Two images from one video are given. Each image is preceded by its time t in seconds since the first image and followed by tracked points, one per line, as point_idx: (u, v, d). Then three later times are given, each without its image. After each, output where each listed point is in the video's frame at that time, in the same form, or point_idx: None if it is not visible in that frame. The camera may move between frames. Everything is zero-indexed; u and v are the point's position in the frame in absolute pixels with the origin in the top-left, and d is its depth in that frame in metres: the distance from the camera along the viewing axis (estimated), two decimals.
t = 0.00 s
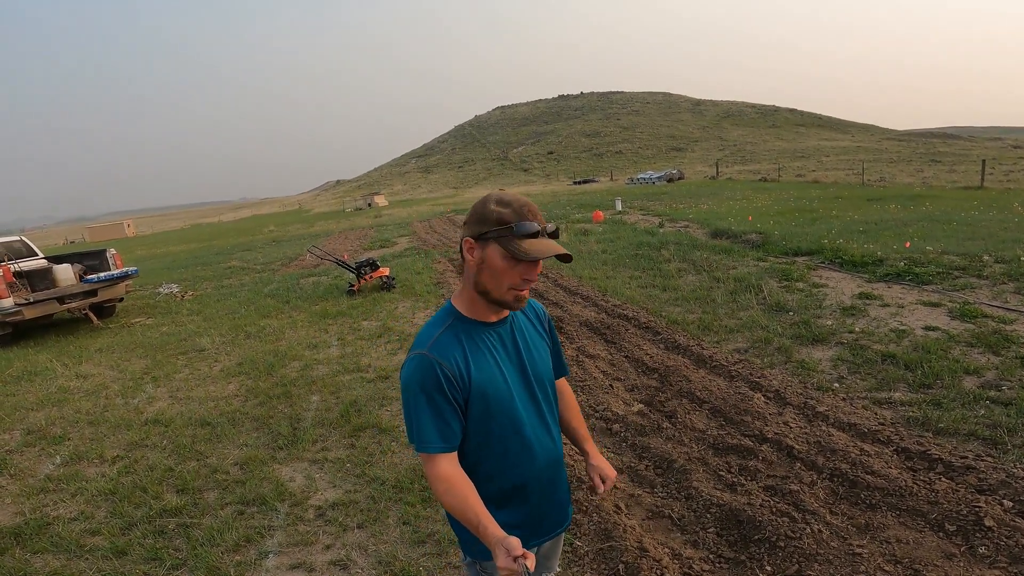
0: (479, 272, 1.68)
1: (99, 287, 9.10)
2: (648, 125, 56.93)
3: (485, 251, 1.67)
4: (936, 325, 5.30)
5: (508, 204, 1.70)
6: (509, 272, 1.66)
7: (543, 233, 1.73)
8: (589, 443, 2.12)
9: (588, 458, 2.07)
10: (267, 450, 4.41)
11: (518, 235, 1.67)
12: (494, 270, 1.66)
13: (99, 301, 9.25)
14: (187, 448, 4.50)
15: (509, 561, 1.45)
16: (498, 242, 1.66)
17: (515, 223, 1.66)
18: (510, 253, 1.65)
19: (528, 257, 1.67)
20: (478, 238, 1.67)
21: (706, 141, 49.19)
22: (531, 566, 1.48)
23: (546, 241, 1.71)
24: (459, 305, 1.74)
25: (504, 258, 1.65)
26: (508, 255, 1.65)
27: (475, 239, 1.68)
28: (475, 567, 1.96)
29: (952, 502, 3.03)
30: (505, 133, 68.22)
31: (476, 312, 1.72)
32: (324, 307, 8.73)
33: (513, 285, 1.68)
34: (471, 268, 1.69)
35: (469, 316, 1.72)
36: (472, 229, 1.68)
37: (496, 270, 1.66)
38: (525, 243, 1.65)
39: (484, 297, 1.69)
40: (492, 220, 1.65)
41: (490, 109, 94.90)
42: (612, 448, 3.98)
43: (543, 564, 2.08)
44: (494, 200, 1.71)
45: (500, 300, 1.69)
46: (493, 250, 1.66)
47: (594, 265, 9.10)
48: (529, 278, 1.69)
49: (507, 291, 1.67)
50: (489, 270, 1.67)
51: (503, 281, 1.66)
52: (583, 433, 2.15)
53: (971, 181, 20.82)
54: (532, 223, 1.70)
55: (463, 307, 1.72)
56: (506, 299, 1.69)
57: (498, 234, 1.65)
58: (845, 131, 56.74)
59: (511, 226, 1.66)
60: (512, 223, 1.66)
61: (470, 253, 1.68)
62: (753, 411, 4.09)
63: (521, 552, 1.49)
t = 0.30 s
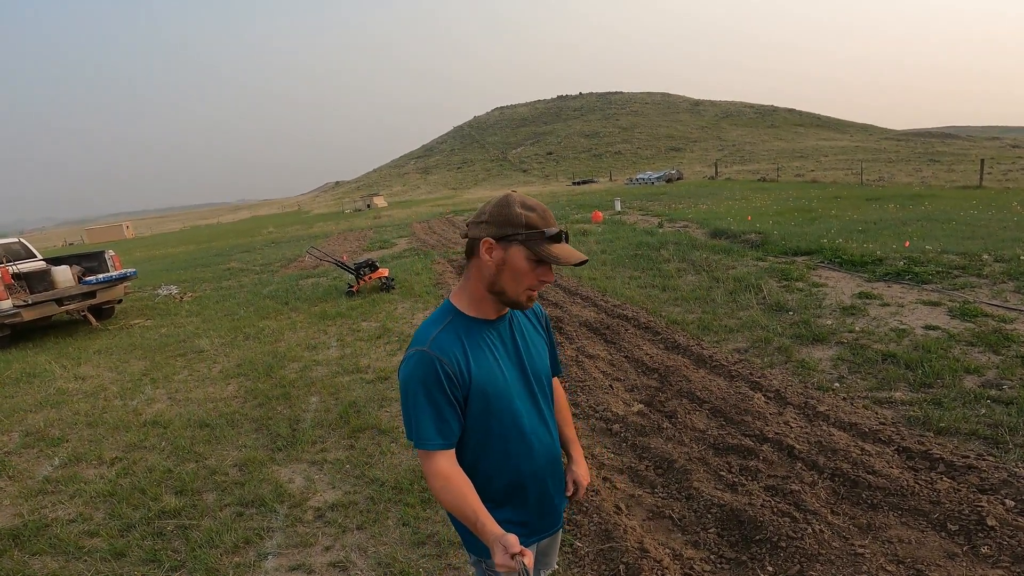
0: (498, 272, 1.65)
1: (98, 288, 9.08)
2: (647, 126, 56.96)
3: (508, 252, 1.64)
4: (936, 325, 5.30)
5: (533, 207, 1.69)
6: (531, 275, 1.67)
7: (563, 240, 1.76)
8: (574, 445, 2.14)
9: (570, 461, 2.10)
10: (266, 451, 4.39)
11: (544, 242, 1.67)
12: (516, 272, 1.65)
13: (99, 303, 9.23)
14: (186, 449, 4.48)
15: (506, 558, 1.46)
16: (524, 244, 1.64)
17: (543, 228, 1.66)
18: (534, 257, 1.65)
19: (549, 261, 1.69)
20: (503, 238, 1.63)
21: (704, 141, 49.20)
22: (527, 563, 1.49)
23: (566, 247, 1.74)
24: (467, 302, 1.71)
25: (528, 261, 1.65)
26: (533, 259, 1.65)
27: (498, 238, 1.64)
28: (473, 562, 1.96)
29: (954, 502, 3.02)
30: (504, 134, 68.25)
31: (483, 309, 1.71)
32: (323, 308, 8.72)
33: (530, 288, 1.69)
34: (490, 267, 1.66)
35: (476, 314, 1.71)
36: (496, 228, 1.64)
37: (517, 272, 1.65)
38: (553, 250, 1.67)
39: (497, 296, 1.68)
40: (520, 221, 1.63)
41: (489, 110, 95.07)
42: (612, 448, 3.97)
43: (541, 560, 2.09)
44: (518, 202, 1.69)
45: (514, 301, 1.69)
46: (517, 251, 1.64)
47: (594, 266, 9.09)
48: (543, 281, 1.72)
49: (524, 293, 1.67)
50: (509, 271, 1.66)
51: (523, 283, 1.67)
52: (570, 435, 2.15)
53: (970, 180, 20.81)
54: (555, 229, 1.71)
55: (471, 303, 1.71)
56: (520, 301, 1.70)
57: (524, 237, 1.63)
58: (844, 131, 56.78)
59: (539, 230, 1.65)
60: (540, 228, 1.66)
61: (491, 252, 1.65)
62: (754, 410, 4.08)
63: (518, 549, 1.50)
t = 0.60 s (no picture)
0: (514, 276, 1.65)
1: (98, 289, 9.06)
2: (647, 126, 56.92)
3: (525, 256, 1.64)
4: (939, 325, 5.28)
5: (546, 212, 1.69)
6: (545, 278, 1.69)
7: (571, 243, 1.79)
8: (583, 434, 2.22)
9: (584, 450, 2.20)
10: (267, 453, 4.38)
11: (560, 246, 1.69)
12: (531, 276, 1.65)
13: (99, 303, 9.22)
14: (186, 451, 4.46)
15: (502, 558, 1.45)
16: (540, 249, 1.65)
17: (558, 233, 1.68)
18: (550, 261, 1.67)
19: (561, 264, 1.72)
20: (520, 243, 1.62)
21: (704, 141, 49.19)
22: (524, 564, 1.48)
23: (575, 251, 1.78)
24: (478, 304, 1.69)
25: (544, 265, 1.66)
26: (549, 263, 1.66)
27: (515, 243, 1.63)
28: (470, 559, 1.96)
29: (958, 503, 3.01)
30: (504, 134, 68.24)
31: (493, 311, 1.70)
32: (323, 309, 8.70)
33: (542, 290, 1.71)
34: (506, 271, 1.64)
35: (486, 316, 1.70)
36: (514, 233, 1.62)
37: (533, 275, 1.65)
38: (568, 255, 1.70)
39: (510, 299, 1.68)
40: (537, 227, 1.64)
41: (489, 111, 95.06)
42: (614, 450, 3.95)
43: (541, 559, 2.08)
44: (532, 205, 1.69)
45: (526, 304, 1.70)
46: (533, 255, 1.65)
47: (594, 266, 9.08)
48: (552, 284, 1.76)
49: (537, 296, 1.69)
50: (524, 274, 1.66)
51: (537, 287, 1.68)
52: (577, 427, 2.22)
53: (971, 180, 20.77)
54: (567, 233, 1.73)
55: (481, 305, 1.69)
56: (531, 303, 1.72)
57: (542, 241, 1.64)
58: (844, 131, 56.70)
59: (555, 235, 1.66)
60: (555, 233, 1.67)
61: (508, 256, 1.63)
62: (756, 411, 4.06)
63: (514, 550, 1.48)
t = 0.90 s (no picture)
0: (520, 274, 1.63)
1: (101, 288, 9.06)
2: (650, 125, 56.80)
3: (531, 254, 1.62)
4: (944, 326, 5.24)
5: (552, 210, 1.68)
6: (552, 277, 1.67)
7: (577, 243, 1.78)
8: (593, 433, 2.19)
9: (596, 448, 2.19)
10: (268, 453, 4.36)
11: (567, 245, 1.67)
12: (538, 274, 1.63)
13: (102, 302, 9.22)
14: (188, 451, 4.45)
15: (501, 557, 1.44)
16: (546, 247, 1.63)
17: (564, 231, 1.66)
18: (556, 260, 1.65)
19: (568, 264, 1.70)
20: (526, 241, 1.61)
21: (707, 141, 49.10)
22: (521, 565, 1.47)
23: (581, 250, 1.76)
24: (484, 304, 1.66)
25: (550, 263, 1.65)
26: (555, 261, 1.65)
27: (521, 241, 1.61)
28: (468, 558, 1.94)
29: (965, 506, 2.97)
30: (506, 133, 68.18)
31: (499, 311, 1.68)
32: (326, 309, 8.69)
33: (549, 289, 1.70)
34: (512, 270, 1.63)
35: (493, 317, 1.67)
36: (519, 231, 1.60)
37: (540, 274, 1.63)
38: (576, 254, 1.68)
39: (517, 298, 1.66)
40: (543, 225, 1.62)
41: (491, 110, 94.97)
42: (617, 451, 3.93)
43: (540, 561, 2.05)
44: (538, 204, 1.67)
45: (533, 302, 1.68)
46: (539, 254, 1.63)
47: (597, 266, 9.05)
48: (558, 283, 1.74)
49: (544, 295, 1.67)
50: (531, 273, 1.64)
51: (544, 285, 1.66)
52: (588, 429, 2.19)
53: (975, 180, 20.68)
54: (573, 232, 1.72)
55: (487, 305, 1.66)
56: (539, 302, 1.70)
57: (548, 239, 1.62)
58: (848, 131, 56.46)
59: (561, 233, 1.65)
60: (562, 231, 1.65)
61: (514, 255, 1.61)
62: (761, 413, 4.03)
63: (513, 550, 1.47)
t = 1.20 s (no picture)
0: (517, 284, 1.61)
1: (109, 290, 9.10)
2: (655, 125, 56.63)
3: (528, 263, 1.61)
4: (956, 328, 5.18)
5: (546, 219, 1.68)
6: (548, 285, 1.67)
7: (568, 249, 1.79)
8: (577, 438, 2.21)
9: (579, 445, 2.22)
10: (276, 456, 4.36)
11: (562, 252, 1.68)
12: (535, 282, 1.63)
13: (109, 304, 9.24)
14: (195, 454, 4.45)
15: (506, 567, 1.43)
16: (542, 255, 1.63)
17: (558, 239, 1.66)
18: (552, 268, 1.65)
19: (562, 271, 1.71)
20: (524, 251, 1.60)
21: (713, 141, 48.91)
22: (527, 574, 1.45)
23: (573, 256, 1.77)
24: (479, 313, 1.65)
25: (546, 271, 1.65)
26: (552, 269, 1.65)
27: (518, 251, 1.60)
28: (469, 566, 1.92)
29: (979, 510, 2.92)
30: (511, 133, 68.14)
31: (493, 319, 1.67)
32: (332, 310, 8.70)
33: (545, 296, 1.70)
34: (509, 279, 1.61)
35: (488, 326, 1.66)
36: (517, 241, 1.59)
37: (536, 282, 1.63)
38: (570, 261, 1.69)
39: (512, 306, 1.65)
40: (540, 233, 1.61)
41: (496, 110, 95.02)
42: (625, 454, 3.89)
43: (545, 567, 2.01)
44: (532, 212, 1.66)
45: (527, 310, 1.68)
46: (536, 263, 1.62)
47: (603, 267, 9.01)
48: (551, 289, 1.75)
49: (539, 303, 1.67)
50: (528, 282, 1.63)
51: (540, 293, 1.66)
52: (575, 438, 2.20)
53: (985, 179, 20.49)
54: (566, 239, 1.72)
55: (482, 314, 1.65)
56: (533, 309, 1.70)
57: (544, 248, 1.62)
58: (855, 130, 56.07)
59: (556, 241, 1.65)
60: (556, 239, 1.65)
61: (512, 265, 1.60)
62: (770, 416, 3.99)
63: (517, 560, 1.45)
